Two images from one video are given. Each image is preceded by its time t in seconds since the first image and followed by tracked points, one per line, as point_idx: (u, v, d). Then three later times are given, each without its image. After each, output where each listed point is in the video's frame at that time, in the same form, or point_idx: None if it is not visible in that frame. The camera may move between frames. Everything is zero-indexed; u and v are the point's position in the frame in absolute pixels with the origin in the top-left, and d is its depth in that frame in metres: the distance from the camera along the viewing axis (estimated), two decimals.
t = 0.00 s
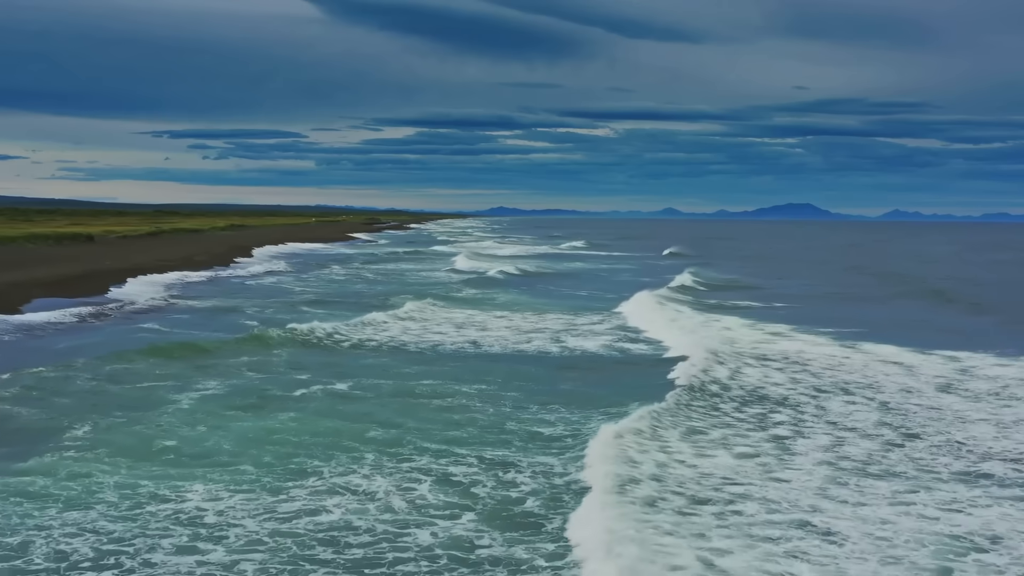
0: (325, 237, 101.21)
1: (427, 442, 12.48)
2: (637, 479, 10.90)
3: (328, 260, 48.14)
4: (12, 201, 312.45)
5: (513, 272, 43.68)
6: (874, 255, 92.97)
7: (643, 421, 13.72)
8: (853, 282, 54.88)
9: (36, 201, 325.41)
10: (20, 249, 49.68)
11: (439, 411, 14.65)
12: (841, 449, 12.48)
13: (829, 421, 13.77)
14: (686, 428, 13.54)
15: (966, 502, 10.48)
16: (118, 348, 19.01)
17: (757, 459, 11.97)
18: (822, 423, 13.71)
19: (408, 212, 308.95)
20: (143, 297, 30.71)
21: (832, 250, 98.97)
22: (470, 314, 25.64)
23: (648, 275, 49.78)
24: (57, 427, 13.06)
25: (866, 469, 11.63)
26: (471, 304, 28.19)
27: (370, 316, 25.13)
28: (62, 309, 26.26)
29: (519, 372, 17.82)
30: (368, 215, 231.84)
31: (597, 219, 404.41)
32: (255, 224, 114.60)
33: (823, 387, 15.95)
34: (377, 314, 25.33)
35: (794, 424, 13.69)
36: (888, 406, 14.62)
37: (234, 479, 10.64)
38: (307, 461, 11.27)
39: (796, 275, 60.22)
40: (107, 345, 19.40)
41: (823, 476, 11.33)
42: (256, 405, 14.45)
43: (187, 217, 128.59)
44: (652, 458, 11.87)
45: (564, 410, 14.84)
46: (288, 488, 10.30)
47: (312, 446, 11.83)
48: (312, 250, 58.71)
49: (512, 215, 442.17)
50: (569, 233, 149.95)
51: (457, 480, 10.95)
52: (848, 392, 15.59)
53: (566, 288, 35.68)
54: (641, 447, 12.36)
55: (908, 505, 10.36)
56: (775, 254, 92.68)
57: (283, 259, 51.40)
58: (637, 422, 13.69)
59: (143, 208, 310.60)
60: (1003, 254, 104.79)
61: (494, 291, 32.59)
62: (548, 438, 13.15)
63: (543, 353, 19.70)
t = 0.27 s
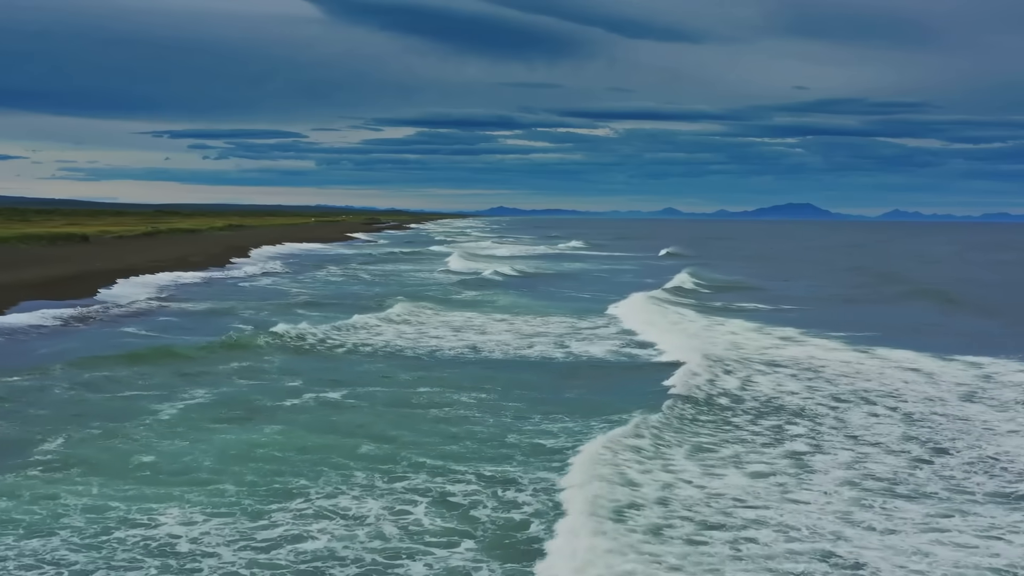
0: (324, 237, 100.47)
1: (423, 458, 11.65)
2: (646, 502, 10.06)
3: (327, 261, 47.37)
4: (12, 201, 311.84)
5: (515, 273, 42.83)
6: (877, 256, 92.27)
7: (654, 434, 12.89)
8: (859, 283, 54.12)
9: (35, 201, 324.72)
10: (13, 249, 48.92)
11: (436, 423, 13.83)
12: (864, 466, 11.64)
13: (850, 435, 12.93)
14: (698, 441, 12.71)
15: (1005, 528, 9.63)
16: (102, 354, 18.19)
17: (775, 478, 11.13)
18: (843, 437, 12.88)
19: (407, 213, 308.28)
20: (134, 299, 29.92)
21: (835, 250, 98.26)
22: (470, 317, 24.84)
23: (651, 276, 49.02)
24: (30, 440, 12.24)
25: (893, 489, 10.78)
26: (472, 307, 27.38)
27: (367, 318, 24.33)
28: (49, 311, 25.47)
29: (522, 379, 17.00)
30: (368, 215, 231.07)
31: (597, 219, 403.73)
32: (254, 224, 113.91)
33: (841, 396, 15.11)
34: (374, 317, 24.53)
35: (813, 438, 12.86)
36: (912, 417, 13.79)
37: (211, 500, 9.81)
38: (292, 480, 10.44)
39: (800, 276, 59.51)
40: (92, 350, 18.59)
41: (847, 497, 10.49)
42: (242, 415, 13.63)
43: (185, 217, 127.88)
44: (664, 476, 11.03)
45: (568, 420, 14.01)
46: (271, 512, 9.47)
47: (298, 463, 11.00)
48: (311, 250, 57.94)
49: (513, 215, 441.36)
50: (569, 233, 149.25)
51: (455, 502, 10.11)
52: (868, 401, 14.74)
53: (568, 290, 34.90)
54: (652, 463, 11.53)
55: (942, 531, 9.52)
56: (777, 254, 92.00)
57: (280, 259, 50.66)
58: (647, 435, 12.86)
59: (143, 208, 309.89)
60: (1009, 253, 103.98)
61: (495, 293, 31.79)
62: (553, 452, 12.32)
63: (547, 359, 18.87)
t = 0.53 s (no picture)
0: (324, 237, 99.81)
1: (419, 477, 10.80)
2: (656, 530, 9.21)
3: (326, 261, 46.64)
4: (11, 202, 311.31)
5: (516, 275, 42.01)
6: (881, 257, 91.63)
7: (665, 452, 12.04)
8: (865, 284, 53.39)
9: (35, 201, 324.14)
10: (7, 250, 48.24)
11: (432, 437, 12.98)
12: (892, 487, 10.79)
13: (875, 451, 12.07)
14: (712, 458, 11.86)
15: None
16: (85, 360, 17.39)
17: (797, 500, 10.30)
18: (868, 453, 12.03)
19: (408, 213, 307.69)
20: (126, 301, 29.16)
21: (838, 250, 97.61)
22: (470, 320, 24.04)
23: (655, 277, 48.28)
24: None
25: (926, 514, 9.93)
26: (473, 310, 26.58)
27: (363, 321, 23.54)
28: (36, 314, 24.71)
29: (524, 388, 16.18)
30: (368, 215, 230.24)
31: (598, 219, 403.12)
32: (254, 224, 113.29)
33: (861, 406, 14.26)
34: (371, 320, 23.74)
35: (836, 454, 12.01)
36: (940, 431, 12.94)
37: (184, 526, 8.97)
38: (275, 502, 9.60)
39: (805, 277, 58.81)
40: (76, 356, 17.80)
41: (875, 523, 9.64)
42: (227, 427, 12.79)
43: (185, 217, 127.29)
44: (676, 499, 10.19)
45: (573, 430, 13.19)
46: (250, 541, 8.63)
47: (282, 483, 10.17)
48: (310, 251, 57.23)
49: (513, 215, 440.65)
50: (570, 233, 148.62)
51: (452, 527, 9.27)
52: (892, 412, 13.89)
53: (571, 291, 34.12)
54: (663, 483, 10.69)
55: (983, 564, 8.66)
56: (780, 255, 91.34)
57: (278, 260, 49.92)
58: (656, 453, 12.01)
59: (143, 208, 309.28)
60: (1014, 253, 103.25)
61: (496, 295, 31.00)
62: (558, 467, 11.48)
63: (550, 366, 18.03)
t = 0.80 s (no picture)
0: (323, 238, 99.11)
1: (412, 499, 9.95)
2: (667, 564, 8.36)
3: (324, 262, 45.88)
4: (11, 202, 310.76)
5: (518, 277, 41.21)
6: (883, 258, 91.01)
7: (676, 471, 11.20)
8: (870, 285, 52.68)
9: (35, 200, 323.59)
10: None
11: (429, 451, 12.14)
12: (924, 511, 9.93)
13: (904, 469, 11.22)
14: (726, 478, 11.02)
15: None
16: (66, 366, 16.57)
17: (820, 527, 9.45)
18: (896, 471, 11.18)
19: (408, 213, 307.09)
20: (115, 303, 28.37)
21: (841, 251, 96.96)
22: (469, 324, 23.23)
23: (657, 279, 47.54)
24: None
25: (964, 543, 9.07)
26: (472, 313, 25.77)
27: (359, 325, 22.73)
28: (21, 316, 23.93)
29: (528, 397, 15.34)
30: (368, 215, 229.36)
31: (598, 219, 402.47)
32: (253, 224, 112.63)
33: (885, 418, 13.42)
34: (367, 324, 22.94)
35: (861, 473, 11.16)
36: (971, 446, 12.09)
37: (151, 558, 8.13)
38: (254, 530, 8.75)
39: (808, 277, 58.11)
40: (56, 361, 16.98)
41: (908, 554, 8.78)
42: (210, 442, 11.96)
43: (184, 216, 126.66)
44: (689, 526, 9.34)
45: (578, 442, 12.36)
46: None
47: (262, 507, 9.33)
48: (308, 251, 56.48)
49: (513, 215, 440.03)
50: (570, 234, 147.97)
51: (447, 558, 8.42)
52: (918, 425, 13.04)
53: (573, 293, 33.32)
54: (674, 508, 9.84)
55: None
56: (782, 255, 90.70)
57: (275, 260, 49.15)
58: (668, 472, 11.16)
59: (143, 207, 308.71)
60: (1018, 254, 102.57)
61: (496, 298, 30.21)
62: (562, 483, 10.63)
63: (554, 373, 17.20)
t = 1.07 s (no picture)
0: (321, 238, 98.43)
1: (405, 525, 9.13)
2: None
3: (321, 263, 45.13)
4: (10, 202, 310.20)
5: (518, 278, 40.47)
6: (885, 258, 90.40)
7: (689, 494, 10.37)
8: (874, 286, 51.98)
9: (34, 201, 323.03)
10: None
11: (424, 468, 11.32)
12: (961, 539, 9.11)
13: (936, 490, 10.40)
14: (743, 500, 10.19)
15: None
16: (44, 373, 15.78)
17: (848, 558, 8.62)
18: (927, 492, 10.35)
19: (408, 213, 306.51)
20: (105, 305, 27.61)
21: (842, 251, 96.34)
22: (469, 328, 22.45)
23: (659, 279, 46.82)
24: None
25: None
26: (471, 316, 25.00)
27: (355, 328, 21.97)
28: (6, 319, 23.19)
29: (531, 407, 14.53)
30: (370, 216, 229.60)
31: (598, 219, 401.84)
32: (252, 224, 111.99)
33: (910, 431, 12.60)
34: (363, 327, 22.17)
35: (890, 494, 10.33)
36: (1005, 463, 11.28)
37: None
38: (229, 563, 7.94)
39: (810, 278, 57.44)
40: (36, 368, 16.19)
41: None
42: (189, 459, 11.16)
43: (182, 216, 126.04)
44: (703, 558, 8.51)
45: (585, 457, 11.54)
46: None
47: (239, 535, 8.51)
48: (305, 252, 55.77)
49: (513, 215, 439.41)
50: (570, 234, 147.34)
51: None
52: (946, 439, 12.22)
53: (574, 295, 32.58)
54: (685, 536, 9.02)
55: None
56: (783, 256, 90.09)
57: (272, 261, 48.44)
58: (680, 494, 10.34)
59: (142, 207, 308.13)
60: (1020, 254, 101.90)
61: (496, 300, 29.44)
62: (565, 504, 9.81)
63: (558, 381, 16.40)
